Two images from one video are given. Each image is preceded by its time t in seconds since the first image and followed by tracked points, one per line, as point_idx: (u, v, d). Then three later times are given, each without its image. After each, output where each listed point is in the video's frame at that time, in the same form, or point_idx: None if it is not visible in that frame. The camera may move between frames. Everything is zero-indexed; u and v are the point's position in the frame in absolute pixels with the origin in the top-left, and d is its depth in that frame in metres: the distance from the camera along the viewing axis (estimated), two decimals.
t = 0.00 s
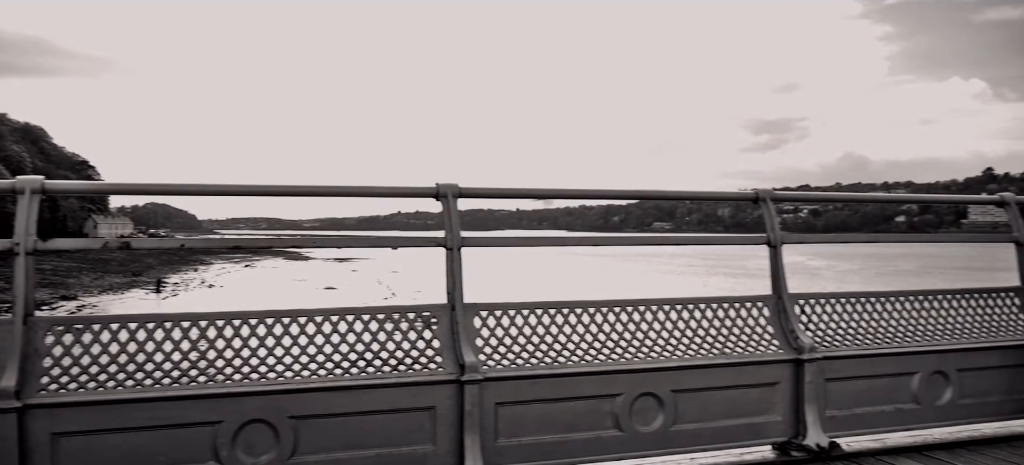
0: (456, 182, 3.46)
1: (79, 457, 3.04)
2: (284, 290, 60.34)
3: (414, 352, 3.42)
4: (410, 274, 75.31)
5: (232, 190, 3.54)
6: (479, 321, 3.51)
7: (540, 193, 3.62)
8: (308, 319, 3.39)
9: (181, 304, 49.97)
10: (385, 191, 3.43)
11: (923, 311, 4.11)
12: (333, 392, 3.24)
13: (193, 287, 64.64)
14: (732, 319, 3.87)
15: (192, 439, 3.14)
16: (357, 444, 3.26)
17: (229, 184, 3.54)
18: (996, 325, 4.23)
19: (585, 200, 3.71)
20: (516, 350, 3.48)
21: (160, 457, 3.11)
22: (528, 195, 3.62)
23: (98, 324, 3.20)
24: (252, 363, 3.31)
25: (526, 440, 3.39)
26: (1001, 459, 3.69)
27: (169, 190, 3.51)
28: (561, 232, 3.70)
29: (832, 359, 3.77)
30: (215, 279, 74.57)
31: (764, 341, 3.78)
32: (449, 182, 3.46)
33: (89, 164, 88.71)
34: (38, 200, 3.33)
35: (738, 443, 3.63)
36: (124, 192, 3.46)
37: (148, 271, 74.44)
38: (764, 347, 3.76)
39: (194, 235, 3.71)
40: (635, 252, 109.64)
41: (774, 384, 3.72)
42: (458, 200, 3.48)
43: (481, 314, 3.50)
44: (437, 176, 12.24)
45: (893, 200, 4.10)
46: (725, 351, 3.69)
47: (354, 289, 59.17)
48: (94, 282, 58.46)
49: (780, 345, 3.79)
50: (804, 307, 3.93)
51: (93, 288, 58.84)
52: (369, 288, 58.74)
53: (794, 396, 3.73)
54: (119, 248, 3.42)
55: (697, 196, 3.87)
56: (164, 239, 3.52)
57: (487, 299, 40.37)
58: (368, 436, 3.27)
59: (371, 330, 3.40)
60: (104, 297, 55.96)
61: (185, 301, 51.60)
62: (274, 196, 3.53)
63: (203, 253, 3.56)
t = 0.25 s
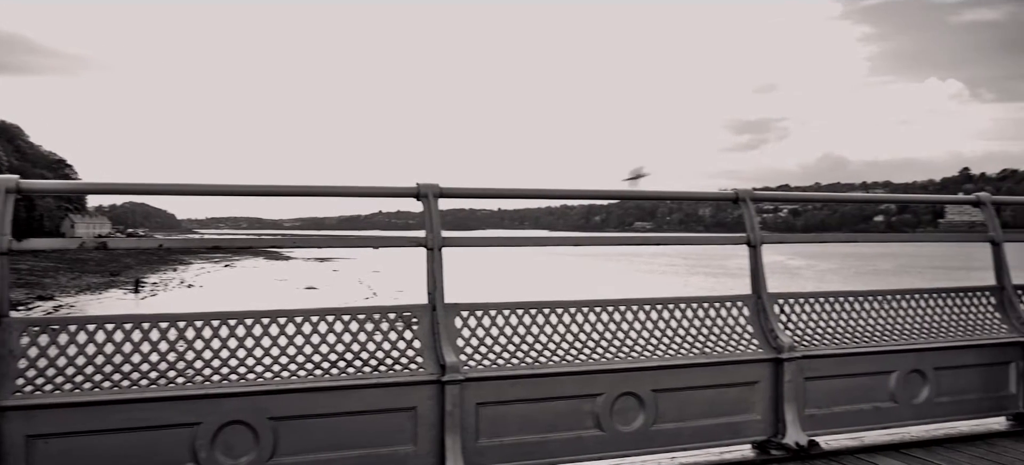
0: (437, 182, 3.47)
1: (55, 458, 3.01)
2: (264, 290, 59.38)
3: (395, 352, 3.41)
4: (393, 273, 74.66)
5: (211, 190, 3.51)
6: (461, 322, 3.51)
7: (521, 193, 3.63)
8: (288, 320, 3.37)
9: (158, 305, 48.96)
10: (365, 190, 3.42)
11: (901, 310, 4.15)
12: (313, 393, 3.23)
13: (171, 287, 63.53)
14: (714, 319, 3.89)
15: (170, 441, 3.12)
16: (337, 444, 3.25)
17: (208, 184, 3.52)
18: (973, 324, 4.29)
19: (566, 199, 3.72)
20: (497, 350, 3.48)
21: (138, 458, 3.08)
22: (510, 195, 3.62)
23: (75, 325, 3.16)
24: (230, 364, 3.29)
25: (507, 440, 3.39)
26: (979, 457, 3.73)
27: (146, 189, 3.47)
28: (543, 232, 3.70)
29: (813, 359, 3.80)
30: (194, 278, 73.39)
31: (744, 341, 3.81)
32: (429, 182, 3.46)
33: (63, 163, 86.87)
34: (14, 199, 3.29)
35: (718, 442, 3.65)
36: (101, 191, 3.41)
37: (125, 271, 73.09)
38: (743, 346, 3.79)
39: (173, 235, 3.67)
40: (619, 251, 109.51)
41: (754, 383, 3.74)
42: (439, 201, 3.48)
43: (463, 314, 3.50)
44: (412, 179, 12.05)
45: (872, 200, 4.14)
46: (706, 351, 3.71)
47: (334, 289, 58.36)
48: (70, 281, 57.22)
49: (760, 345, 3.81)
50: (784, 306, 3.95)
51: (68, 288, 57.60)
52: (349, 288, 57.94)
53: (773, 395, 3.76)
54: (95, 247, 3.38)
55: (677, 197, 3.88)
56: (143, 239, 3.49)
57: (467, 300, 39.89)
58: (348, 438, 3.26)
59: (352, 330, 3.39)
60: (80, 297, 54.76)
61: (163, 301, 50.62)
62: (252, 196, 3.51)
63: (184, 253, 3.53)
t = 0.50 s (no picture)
0: (418, 183, 3.46)
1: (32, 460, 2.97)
2: (242, 290, 58.45)
3: (376, 353, 3.40)
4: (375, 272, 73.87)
5: (190, 190, 3.48)
6: (442, 322, 3.51)
7: (502, 194, 3.63)
8: (269, 321, 3.36)
9: (132, 305, 47.89)
10: (345, 191, 3.40)
11: (880, 310, 4.19)
12: (293, 395, 3.22)
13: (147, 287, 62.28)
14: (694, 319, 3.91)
15: (150, 443, 3.09)
16: (318, 446, 3.23)
17: (187, 184, 3.48)
18: (951, 322, 4.34)
19: (548, 200, 3.72)
20: (480, 350, 3.48)
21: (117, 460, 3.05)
22: (492, 196, 3.61)
23: (53, 327, 3.12)
24: (211, 366, 3.27)
25: (489, 441, 3.39)
26: (957, 456, 3.77)
27: (123, 190, 3.42)
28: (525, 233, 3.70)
29: (792, 358, 3.83)
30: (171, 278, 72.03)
31: (725, 341, 3.83)
32: (411, 183, 3.46)
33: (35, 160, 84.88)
34: None
35: (697, 442, 3.66)
36: (77, 191, 3.37)
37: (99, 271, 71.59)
38: (724, 347, 3.81)
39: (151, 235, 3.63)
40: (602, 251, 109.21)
41: (734, 384, 3.77)
42: (421, 201, 3.48)
43: (444, 315, 3.50)
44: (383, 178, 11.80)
45: (851, 201, 4.18)
46: (687, 351, 3.73)
47: (315, 289, 57.61)
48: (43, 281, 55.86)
49: (741, 345, 3.83)
50: (764, 306, 3.98)
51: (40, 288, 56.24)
52: (330, 288, 57.22)
53: (753, 395, 3.79)
54: (72, 249, 3.35)
55: (659, 197, 3.89)
56: (120, 239, 3.45)
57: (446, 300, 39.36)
58: (329, 439, 3.25)
59: (332, 330, 3.38)
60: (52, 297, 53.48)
61: (138, 301, 49.56)
62: (232, 196, 3.48)
63: (163, 255, 3.50)
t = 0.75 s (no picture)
0: (399, 184, 3.46)
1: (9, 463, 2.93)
2: (222, 289, 57.65)
3: (358, 355, 3.39)
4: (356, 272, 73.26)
5: (169, 190, 3.44)
6: (424, 323, 3.50)
7: (483, 195, 3.63)
8: (250, 323, 3.33)
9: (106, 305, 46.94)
10: (326, 192, 3.39)
11: (858, 311, 4.23)
12: (275, 396, 3.20)
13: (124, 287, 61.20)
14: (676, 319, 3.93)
15: (129, 445, 3.06)
16: (299, 447, 3.22)
17: (167, 185, 3.45)
18: (929, 323, 4.39)
19: (528, 200, 3.71)
20: (462, 351, 3.48)
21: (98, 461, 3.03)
22: (474, 197, 3.61)
23: (31, 327, 3.09)
24: (192, 367, 3.25)
25: (471, 442, 3.39)
26: (934, 454, 3.82)
27: (101, 189, 3.39)
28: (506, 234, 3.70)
29: (773, 359, 3.86)
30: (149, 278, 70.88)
31: (706, 341, 3.85)
32: (392, 183, 3.46)
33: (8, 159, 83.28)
34: None
35: (678, 442, 3.68)
36: (54, 190, 3.32)
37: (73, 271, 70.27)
38: (705, 347, 3.83)
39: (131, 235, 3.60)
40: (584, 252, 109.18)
41: (715, 384, 3.79)
42: (404, 201, 3.48)
43: (425, 316, 3.50)
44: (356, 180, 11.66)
45: (831, 202, 4.21)
46: (669, 351, 3.75)
47: (296, 289, 56.97)
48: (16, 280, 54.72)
49: (721, 345, 3.86)
50: (744, 306, 4.00)
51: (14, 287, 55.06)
52: (311, 288, 56.60)
53: (733, 395, 3.81)
54: (50, 249, 3.31)
55: (640, 197, 3.89)
56: (98, 240, 3.43)
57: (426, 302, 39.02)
58: (310, 441, 3.23)
59: (315, 331, 3.36)
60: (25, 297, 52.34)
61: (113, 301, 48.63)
62: (212, 197, 3.45)
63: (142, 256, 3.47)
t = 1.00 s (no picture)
0: (381, 185, 3.46)
1: None
2: (201, 290, 56.95)
3: (340, 357, 3.38)
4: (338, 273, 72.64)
5: (147, 191, 3.40)
6: (406, 325, 3.50)
7: (465, 196, 3.62)
8: (232, 325, 3.31)
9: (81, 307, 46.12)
10: (309, 192, 3.38)
11: (839, 310, 4.27)
12: (257, 399, 3.18)
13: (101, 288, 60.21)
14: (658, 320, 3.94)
15: (109, 447, 3.04)
16: (280, 449, 3.21)
17: (146, 186, 3.41)
18: (908, 323, 4.44)
19: (509, 201, 3.71)
20: (445, 352, 3.48)
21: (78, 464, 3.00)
22: (456, 197, 3.61)
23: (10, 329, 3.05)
24: (173, 369, 3.22)
25: (452, 443, 3.39)
26: (912, 453, 3.86)
27: (78, 189, 3.34)
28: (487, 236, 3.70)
29: (754, 359, 3.89)
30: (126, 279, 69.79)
31: (687, 342, 3.87)
32: (374, 185, 3.45)
33: None
34: None
35: (659, 442, 3.70)
36: (30, 190, 3.27)
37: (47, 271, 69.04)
38: (687, 348, 3.85)
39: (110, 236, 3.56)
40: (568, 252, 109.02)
41: (697, 384, 3.81)
42: (386, 202, 3.48)
43: (407, 318, 3.49)
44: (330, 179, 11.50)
45: (812, 202, 4.24)
46: (651, 353, 3.77)
47: (277, 289, 56.35)
48: None
49: (703, 346, 3.88)
50: (726, 308, 4.03)
51: None
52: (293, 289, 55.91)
53: (715, 396, 3.83)
54: (27, 250, 3.27)
55: (622, 198, 3.91)
56: (77, 242, 3.39)
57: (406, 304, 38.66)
58: (292, 443, 3.22)
59: (296, 333, 3.35)
60: None
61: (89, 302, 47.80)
62: (192, 197, 3.42)
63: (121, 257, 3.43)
